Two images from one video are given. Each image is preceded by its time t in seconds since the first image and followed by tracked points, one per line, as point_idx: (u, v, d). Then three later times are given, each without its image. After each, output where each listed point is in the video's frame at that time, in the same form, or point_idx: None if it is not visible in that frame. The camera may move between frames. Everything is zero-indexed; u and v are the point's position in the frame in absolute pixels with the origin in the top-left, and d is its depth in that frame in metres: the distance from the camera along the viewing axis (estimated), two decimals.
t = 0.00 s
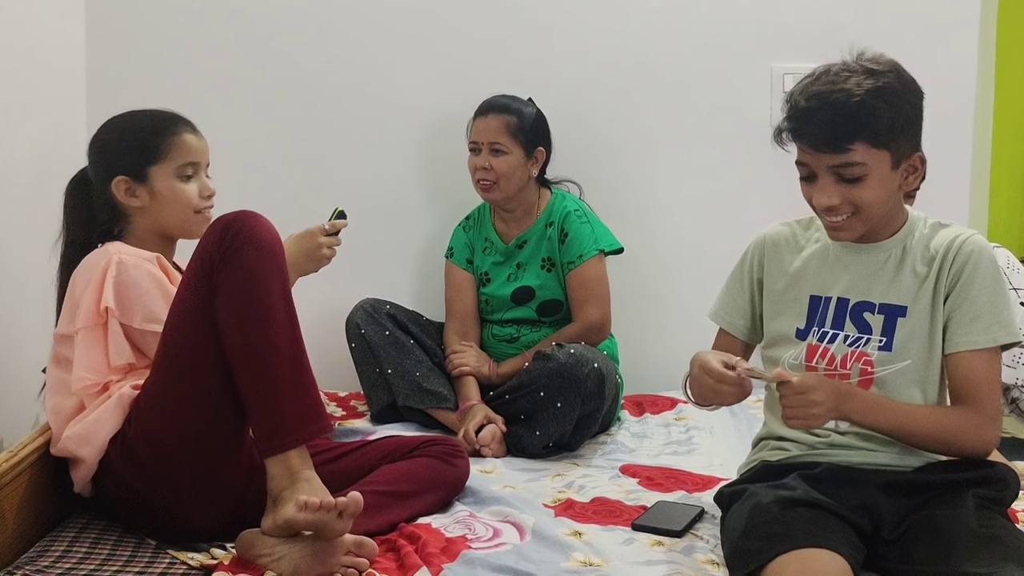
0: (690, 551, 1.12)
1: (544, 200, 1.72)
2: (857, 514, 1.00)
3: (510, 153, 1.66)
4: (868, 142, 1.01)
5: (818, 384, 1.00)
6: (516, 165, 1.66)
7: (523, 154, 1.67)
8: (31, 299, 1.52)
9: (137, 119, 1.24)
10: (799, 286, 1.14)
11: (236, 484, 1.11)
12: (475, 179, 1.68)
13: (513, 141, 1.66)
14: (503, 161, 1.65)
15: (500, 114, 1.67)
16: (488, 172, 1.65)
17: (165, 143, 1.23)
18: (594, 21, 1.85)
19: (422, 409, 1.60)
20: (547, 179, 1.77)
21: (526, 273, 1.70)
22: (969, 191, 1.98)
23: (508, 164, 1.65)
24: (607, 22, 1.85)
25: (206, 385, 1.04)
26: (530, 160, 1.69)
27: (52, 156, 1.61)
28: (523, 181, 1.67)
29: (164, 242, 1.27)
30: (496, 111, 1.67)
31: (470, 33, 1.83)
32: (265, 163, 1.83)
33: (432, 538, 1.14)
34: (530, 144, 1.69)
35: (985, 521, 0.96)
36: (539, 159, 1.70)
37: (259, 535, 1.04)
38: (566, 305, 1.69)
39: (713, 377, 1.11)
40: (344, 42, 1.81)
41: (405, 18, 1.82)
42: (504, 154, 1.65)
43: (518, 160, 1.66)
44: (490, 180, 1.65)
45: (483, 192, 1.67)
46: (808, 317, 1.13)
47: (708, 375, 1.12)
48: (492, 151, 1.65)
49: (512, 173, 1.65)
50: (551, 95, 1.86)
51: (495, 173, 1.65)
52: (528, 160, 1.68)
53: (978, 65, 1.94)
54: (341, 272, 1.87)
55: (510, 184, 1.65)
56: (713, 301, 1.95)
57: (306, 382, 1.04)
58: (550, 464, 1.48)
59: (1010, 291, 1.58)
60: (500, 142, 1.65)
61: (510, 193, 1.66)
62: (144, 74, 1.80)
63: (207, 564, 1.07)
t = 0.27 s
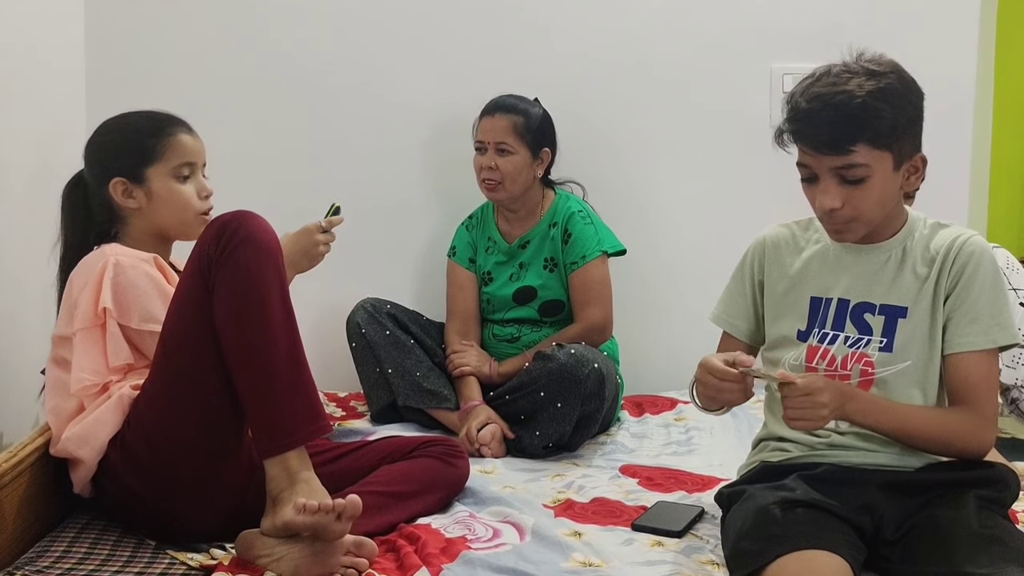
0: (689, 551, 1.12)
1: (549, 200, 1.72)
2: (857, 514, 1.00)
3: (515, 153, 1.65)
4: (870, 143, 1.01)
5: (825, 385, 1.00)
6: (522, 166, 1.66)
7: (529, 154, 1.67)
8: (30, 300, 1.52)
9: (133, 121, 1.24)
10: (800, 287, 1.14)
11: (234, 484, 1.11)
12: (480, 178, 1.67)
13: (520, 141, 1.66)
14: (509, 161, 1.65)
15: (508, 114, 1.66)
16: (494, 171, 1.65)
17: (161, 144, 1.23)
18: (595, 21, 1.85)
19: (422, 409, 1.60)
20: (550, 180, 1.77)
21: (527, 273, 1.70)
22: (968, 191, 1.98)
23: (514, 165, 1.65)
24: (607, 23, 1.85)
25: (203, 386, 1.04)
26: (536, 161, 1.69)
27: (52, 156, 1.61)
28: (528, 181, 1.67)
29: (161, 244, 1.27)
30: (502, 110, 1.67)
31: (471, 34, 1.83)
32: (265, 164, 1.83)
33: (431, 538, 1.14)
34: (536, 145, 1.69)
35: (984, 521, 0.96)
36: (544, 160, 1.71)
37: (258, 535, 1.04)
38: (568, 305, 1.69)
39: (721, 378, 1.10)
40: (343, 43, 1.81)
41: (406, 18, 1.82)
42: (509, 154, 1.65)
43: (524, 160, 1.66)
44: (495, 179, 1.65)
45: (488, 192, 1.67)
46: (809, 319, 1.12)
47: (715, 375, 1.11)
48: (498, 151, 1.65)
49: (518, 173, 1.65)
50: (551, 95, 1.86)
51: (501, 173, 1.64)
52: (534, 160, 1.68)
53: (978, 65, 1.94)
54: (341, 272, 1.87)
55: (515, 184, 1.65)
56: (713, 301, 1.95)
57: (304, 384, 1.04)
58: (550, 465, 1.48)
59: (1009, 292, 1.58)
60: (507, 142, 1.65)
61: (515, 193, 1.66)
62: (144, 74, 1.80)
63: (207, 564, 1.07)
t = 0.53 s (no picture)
0: (689, 549, 1.12)
1: (549, 199, 1.72)
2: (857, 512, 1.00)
3: (516, 150, 1.65)
4: (872, 143, 1.00)
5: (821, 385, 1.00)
6: (523, 163, 1.66)
7: (529, 151, 1.67)
8: (29, 300, 1.52)
9: (134, 120, 1.23)
10: (800, 285, 1.14)
11: (234, 484, 1.11)
12: (481, 175, 1.67)
13: (522, 138, 1.66)
14: (510, 157, 1.65)
15: (509, 111, 1.66)
16: (495, 168, 1.65)
17: (161, 145, 1.23)
18: (594, 19, 1.85)
19: (421, 408, 1.60)
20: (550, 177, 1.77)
21: (527, 270, 1.69)
22: (967, 189, 1.98)
23: (514, 162, 1.65)
24: (607, 21, 1.85)
25: (202, 386, 1.04)
26: (537, 158, 1.69)
27: (51, 155, 1.61)
28: (529, 178, 1.67)
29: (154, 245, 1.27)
30: (503, 107, 1.67)
31: (470, 32, 1.83)
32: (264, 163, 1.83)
33: (431, 537, 1.14)
34: (538, 142, 1.69)
35: (984, 519, 0.96)
36: (545, 156, 1.71)
37: (258, 534, 1.04)
38: (567, 302, 1.68)
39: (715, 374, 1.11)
40: (342, 42, 1.81)
41: (405, 17, 1.81)
42: (510, 151, 1.65)
43: (524, 157, 1.66)
44: (496, 176, 1.65)
45: (489, 188, 1.67)
46: (809, 317, 1.12)
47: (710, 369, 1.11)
48: (499, 148, 1.65)
49: (518, 171, 1.65)
50: (551, 94, 1.86)
51: (502, 170, 1.64)
52: (535, 157, 1.68)
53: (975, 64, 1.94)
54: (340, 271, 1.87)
55: (516, 181, 1.65)
56: (713, 299, 1.95)
57: (304, 384, 1.04)
58: (549, 463, 1.48)
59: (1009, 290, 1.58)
60: (508, 139, 1.65)
61: (515, 190, 1.66)
62: (144, 74, 1.79)
63: (207, 563, 1.07)
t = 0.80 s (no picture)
0: (690, 549, 1.12)
1: (550, 198, 1.72)
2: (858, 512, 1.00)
3: (520, 147, 1.65)
4: (876, 143, 1.00)
5: (822, 385, 0.99)
6: (527, 160, 1.66)
7: (534, 149, 1.67)
8: (30, 300, 1.52)
9: (136, 119, 1.23)
10: (802, 284, 1.14)
11: (235, 483, 1.11)
12: (484, 172, 1.67)
13: (526, 135, 1.66)
14: (513, 154, 1.64)
15: (513, 108, 1.66)
16: (498, 164, 1.65)
17: (163, 144, 1.22)
18: (594, 19, 1.85)
19: (421, 409, 1.60)
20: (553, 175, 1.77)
21: (528, 267, 1.69)
22: (968, 188, 1.98)
23: (518, 159, 1.65)
24: (607, 21, 1.85)
25: (203, 386, 1.04)
26: (541, 156, 1.69)
27: (51, 155, 1.61)
28: (532, 176, 1.67)
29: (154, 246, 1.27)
30: (508, 104, 1.67)
31: (471, 32, 1.83)
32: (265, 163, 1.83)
33: (432, 536, 1.14)
34: (541, 140, 1.69)
35: (985, 518, 0.96)
36: (549, 155, 1.71)
37: (259, 534, 1.04)
38: (568, 300, 1.68)
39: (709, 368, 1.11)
40: (342, 41, 1.81)
41: (405, 17, 1.81)
42: (514, 147, 1.65)
43: (528, 154, 1.66)
44: (499, 172, 1.65)
45: (491, 185, 1.67)
46: (810, 316, 1.12)
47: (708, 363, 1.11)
48: (503, 144, 1.65)
49: (522, 167, 1.65)
50: (551, 94, 1.86)
51: (505, 167, 1.64)
52: (539, 155, 1.68)
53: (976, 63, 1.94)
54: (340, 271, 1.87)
55: (519, 178, 1.65)
56: (713, 298, 1.95)
57: (304, 384, 1.04)
58: (550, 463, 1.48)
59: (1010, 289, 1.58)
60: (512, 135, 1.65)
61: (518, 188, 1.66)
62: (144, 74, 1.79)
63: (208, 563, 1.07)
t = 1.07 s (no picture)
0: (689, 550, 1.12)
1: (561, 200, 1.71)
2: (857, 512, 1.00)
3: (535, 147, 1.66)
4: (878, 149, 1.00)
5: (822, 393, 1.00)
6: (540, 160, 1.66)
7: (547, 149, 1.67)
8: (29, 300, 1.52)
9: (137, 121, 1.24)
10: (801, 285, 1.14)
11: (235, 484, 1.11)
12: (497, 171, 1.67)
13: (538, 134, 1.66)
14: (527, 154, 1.65)
15: (527, 108, 1.67)
16: (511, 164, 1.65)
17: (163, 147, 1.22)
18: (594, 20, 1.85)
19: (420, 410, 1.61)
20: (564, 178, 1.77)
21: (535, 265, 1.69)
22: (967, 188, 1.98)
23: (531, 158, 1.65)
24: (607, 22, 1.85)
25: (202, 386, 1.04)
26: (554, 157, 1.69)
27: (51, 155, 1.61)
28: (545, 177, 1.67)
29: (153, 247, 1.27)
30: (523, 104, 1.68)
31: (470, 33, 1.83)
32: (264, 164, 1.83)
33: (431, 538, 1.14)
34: (554, 140, 1.69)
35: (984, 519, 0.96)
36: (561, 156, 1.71)
37: (257, 535, 1.04)
38: (572, 301, 1.68)
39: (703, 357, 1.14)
40: (342, 41, 1.81)
41: (405, 18, 1.81)
42: (528, 147, 1.65)
43: (542, 155, 1.66)
44: (512, 172, 1.65)
45: (503, 183, 1.67)
46: (808, 317, 1.12)
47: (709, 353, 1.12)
48: (516, 143, 1.66)
49: (536, 168, 1.65)
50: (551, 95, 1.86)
51: (519, 166, 1.64)
52: (552, 156, 1.68)
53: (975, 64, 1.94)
54: (339, 272, 1.87)
55: (532, 177, 1.65)
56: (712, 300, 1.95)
57: (304, 384, 1.04)
58: (549, 464, 1.48)
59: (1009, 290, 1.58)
60: (525, 134, 1.66)
61: (530, 188, 1.66)
62: (144, 74, 1.79)
63: (206, 564, 1.07)
